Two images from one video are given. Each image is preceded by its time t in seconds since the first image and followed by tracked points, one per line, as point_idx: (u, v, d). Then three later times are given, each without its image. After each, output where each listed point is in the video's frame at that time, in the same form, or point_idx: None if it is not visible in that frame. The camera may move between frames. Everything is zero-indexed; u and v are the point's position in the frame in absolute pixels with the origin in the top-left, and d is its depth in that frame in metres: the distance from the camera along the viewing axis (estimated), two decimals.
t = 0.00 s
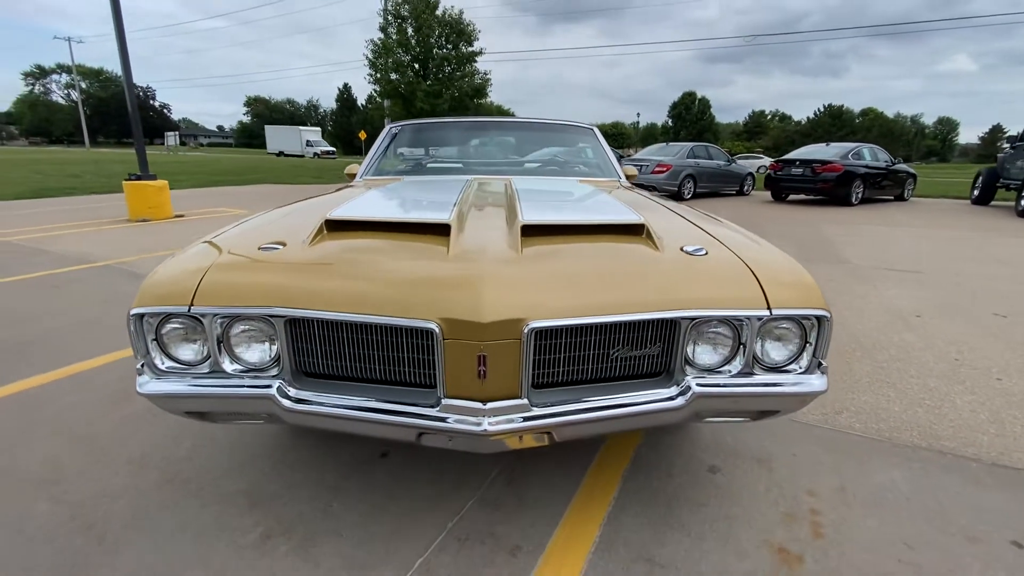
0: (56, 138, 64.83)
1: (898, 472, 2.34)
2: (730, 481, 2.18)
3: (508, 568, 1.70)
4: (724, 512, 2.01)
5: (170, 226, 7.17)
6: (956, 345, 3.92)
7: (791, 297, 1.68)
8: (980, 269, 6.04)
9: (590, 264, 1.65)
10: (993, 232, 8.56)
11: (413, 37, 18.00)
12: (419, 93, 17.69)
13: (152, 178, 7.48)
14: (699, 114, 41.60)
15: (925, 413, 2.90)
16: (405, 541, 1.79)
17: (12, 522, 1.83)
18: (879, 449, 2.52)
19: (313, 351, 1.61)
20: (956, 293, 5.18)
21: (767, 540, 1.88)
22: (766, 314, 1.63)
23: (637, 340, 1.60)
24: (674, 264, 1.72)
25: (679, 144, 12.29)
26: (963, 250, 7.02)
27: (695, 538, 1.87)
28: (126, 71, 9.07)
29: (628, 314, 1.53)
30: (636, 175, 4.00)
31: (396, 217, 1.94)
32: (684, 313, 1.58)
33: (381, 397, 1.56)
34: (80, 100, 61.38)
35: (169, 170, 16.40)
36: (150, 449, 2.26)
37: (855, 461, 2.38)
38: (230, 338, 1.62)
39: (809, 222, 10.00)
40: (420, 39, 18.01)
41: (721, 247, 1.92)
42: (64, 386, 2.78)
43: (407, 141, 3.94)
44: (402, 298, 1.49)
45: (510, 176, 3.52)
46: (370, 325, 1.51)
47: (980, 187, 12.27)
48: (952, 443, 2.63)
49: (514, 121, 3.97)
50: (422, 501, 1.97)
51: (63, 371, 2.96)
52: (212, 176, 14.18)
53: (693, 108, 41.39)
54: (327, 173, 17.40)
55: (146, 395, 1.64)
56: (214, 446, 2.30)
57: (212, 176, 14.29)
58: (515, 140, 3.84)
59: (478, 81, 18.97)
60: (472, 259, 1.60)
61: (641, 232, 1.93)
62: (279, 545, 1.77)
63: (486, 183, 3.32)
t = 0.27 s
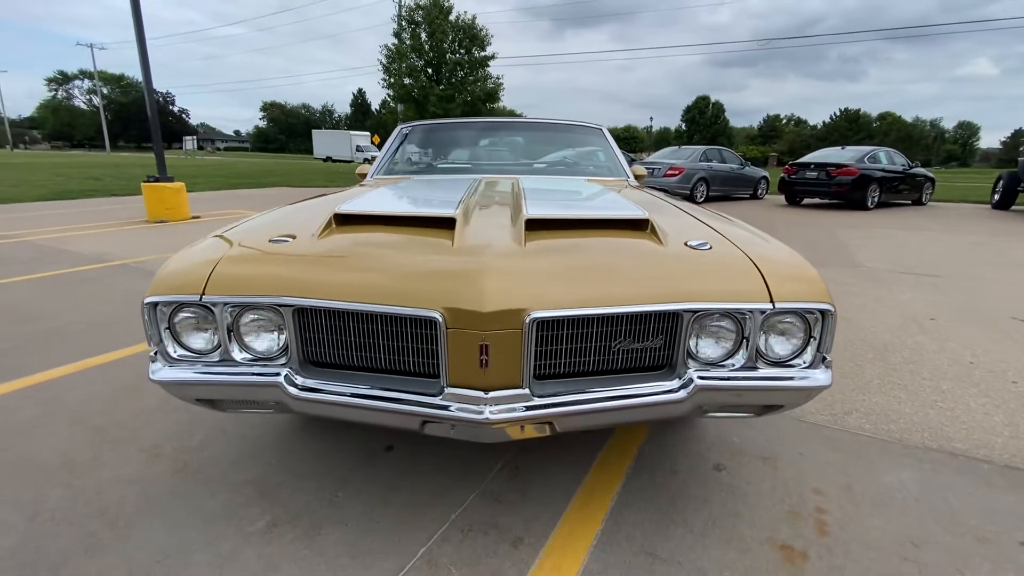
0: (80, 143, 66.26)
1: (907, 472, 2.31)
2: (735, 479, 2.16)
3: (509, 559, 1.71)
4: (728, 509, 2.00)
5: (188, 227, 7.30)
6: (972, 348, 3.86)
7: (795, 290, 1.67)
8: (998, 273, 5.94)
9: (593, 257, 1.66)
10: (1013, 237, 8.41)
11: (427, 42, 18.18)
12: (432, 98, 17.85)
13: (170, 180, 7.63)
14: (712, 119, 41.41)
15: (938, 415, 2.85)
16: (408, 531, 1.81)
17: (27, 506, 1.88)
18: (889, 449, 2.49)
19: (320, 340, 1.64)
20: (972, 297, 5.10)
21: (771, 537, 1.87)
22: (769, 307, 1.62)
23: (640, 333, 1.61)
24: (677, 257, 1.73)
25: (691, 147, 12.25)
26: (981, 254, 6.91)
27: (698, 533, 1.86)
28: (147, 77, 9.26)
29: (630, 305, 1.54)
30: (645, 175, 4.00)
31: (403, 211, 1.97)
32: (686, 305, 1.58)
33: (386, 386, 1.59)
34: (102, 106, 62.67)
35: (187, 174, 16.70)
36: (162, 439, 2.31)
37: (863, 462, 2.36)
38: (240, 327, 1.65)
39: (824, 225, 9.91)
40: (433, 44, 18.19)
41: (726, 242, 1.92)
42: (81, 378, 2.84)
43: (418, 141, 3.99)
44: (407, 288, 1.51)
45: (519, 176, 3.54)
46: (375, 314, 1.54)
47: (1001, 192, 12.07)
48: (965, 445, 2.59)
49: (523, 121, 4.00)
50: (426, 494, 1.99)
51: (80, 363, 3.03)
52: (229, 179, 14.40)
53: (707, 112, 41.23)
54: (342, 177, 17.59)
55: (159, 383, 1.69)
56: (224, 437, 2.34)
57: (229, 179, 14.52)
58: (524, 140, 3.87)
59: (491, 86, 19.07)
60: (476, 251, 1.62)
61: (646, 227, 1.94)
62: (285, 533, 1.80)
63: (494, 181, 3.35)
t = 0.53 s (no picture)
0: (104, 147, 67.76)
1: (908, 478, 2.27)
2: (731, 482, 2.15)
3: (499, 556, 1.72)
4: (722, 511, 1.99)
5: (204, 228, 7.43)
6: (983, 354, 3.80)
7: (787, 291, 1.67)
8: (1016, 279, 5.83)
9: (583, 256, 1.67)
10: None
11: (442, 47, 18.35)
12: (446, 102, 17.97)
13: (188, 183, 7.78)
14: (728, 123, 41.11)
15: (944, 421, 2.81)
16: (401, 528, 1.83)
17: (35, 495, 1.94)
18: (891, 455, 2.46)
19: (314, 337, 1.67)
20: (988, 303, 5.01)
21: (764, 540, 1.86)
22: (759, 307, 1.62)
23: (629, 333, 1.62)
24: (668, 257, 1.73)
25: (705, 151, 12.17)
26: (1000, 260, 6.78)
27: (690, 535, 1.85)
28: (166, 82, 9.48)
29: (618, 304, 1.55)
30: (650, 177, 4.00)
31: (399, 211, 2.00)
32: (675, 305, 1.58)
33: (377, 382, 1.61)
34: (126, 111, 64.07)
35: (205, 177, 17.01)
36: (167, 433, 2.36)
37: (863, 467, 2.33)
38: (237, 323, 1.69)
39: (839, 230, 9.79)
40: (447, 49, 18.34)
41: (720, 242, 1.92)
42: (93, 374, 2.92)
43: (423, 144, 4.03)
44: (398, 285, 1.54)
45: (522, 177, 3.56)
46: (367, 312, 1.57)
47: None
48: (971, 451, 2.55)
49: (528, 124, 4.03)
50: (420, 492, 2.01)
51: (93, 359, 3.11)
52: (247, 182, 14.63)
53: (723, 115, 40.94)
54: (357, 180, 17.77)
55: (159, 376, 1.73)
56: (227, 433, 2.39)
57: (246, 182, 14.77)
58: (529, 143, 3.90)
59: (504, 90, 19.14)
60: (466, 250, 1.64)
61: (640, 227, 1.95)
62: (280, 527, 1.83)
63: (498, 183, 3.37)
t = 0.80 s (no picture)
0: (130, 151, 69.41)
1: (900, 484, 2.25)
2: (718, 484, 2.15)
3: (479, 552, 1.75)
4: (707, 513, 1.98)
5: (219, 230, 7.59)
6: (992, 360, 3.73)
7: (767, 292, 1.66)
8: None
9: (563, 256, 1.69)
10: None
11: (456, 51, 18.50)
12: (460, 105, 18.09)
13: (204, 185, 7.96)
14: (746, 126, 40.73)
15: (944, 427, 2.77)
16: (385, 522, 1.86)
17: (38, 483, 2.02)
18: (886, 460, 2.43)
19: (300, 333, 1.71)
20: (1001, 309, 4.92)
21: (747, 542, 1.85)
22: (738, 309, 1.61)
23: (607, 332, 1.63)
24: (649, 258, 1.74)
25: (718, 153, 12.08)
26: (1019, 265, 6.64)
27: (672, 535, 1.85)
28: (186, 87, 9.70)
29: (595, 304, 1.56)
30: (652, 180, 4.00)
31: (389, 212, 2.04)
32: (652, 305, 1.59)
33: (360, 377, 1.65)
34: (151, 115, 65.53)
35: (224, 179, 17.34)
36: (167, 427, 2.43)
37: (855, 472, 2.31)
38: (228, 319, 1.75)
39: (855, 234, 9.66)
40: (461, 53, 18.46)
41: (705, 244, 1.92)
42: (101, 369, 3.00)
43: (427, 146, 4.09)
44: (379, 283, 1.58)
45: (522, 179, 3.60)
46: (349, 309, 1.61)
47: None
48: (969, 458, 2.51)
49: (531, 127, 4.07)
50: (407, 488, 2.04)
51: (102, 355, 3.20)
52: (264, 185, 14.89)
53: (741, 118, 40.58)
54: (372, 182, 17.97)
55: (154, 369, 1.79)
56: (225, 427, 2.45)
57: (264, 185, 15.03)
58: (531, 146, 3.93)
59: (518, 94, 19.20)
60: (448, 250, 1.68)
61: (625, 228, 1.96)
62: (268, 519, 1.87)
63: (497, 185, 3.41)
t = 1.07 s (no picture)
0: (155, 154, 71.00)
1: (897, 487, 2.23)
2: (710, 483, 2.16)
3: (468, 543, 1.79)
4: (697, 511, 1.99)
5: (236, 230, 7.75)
6: (1002, 365, 3.68)
7: (753, 290, 1.67)
8: None
9: (551, 254, 1.72)
10: None
11: (471, 55, 18.63)
12: (474, 108, 18.21)
13: (222, 187, 8.15)
14: (765, 129, 40.32)
15: (946, 431, 2.75)
16: (378, 514, 1.91)
17: (51, 470, 2.11)
18: (884, 463, 2.41)
19: (298, 327, 1.77)
20: (1017, 313, 4.83)
21: (735, 540, 1.85)
22: (722, 306, 1.63)
23: (592, 329, 1.66)
24: (637, 256, 1.77)
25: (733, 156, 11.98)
26: None
27: (660, 532, 1.87)
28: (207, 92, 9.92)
29: (579, 300, 1.59)
30: (656, 181, 4.00)
31: (387, 211, 2.10)
32: (636, 302, 1.61)
33: (354, 370, 1.71)
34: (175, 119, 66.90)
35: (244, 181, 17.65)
36: (174, 419, 2.51)
37: (851, 473, 2.29)
38: (229, 313, 1.82)
39: (871, 237, 9.53)
40: (477, 57, 18.58)
41: (696, 243, 1.94)
42: (115, 364, 3.11)
43: (433, 148, 4.16)
44: (371, 279, 1.64)
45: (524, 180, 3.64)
46: (342, 303, 1.66)
47: None
48: (970, 462, 2.48)
49: (536, 130, 4.11)
50: (402, 482, 2.09)
51: (117, 350, 3.31)
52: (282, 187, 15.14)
53: (759, 120, 40.19)
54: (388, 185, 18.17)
55: (160, 361, 1.87)
56: (230, 419, 2.53)
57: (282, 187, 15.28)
58: (536, 148, 3.98)
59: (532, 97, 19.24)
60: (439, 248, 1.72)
61: (616, 227, 1.98)
62: (265, 508, 1.93)
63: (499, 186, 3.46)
